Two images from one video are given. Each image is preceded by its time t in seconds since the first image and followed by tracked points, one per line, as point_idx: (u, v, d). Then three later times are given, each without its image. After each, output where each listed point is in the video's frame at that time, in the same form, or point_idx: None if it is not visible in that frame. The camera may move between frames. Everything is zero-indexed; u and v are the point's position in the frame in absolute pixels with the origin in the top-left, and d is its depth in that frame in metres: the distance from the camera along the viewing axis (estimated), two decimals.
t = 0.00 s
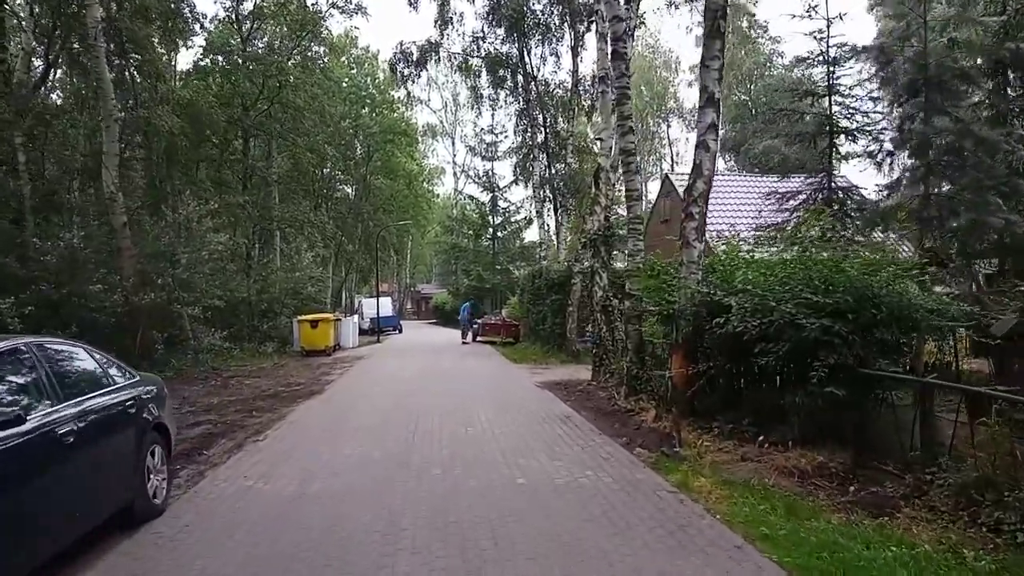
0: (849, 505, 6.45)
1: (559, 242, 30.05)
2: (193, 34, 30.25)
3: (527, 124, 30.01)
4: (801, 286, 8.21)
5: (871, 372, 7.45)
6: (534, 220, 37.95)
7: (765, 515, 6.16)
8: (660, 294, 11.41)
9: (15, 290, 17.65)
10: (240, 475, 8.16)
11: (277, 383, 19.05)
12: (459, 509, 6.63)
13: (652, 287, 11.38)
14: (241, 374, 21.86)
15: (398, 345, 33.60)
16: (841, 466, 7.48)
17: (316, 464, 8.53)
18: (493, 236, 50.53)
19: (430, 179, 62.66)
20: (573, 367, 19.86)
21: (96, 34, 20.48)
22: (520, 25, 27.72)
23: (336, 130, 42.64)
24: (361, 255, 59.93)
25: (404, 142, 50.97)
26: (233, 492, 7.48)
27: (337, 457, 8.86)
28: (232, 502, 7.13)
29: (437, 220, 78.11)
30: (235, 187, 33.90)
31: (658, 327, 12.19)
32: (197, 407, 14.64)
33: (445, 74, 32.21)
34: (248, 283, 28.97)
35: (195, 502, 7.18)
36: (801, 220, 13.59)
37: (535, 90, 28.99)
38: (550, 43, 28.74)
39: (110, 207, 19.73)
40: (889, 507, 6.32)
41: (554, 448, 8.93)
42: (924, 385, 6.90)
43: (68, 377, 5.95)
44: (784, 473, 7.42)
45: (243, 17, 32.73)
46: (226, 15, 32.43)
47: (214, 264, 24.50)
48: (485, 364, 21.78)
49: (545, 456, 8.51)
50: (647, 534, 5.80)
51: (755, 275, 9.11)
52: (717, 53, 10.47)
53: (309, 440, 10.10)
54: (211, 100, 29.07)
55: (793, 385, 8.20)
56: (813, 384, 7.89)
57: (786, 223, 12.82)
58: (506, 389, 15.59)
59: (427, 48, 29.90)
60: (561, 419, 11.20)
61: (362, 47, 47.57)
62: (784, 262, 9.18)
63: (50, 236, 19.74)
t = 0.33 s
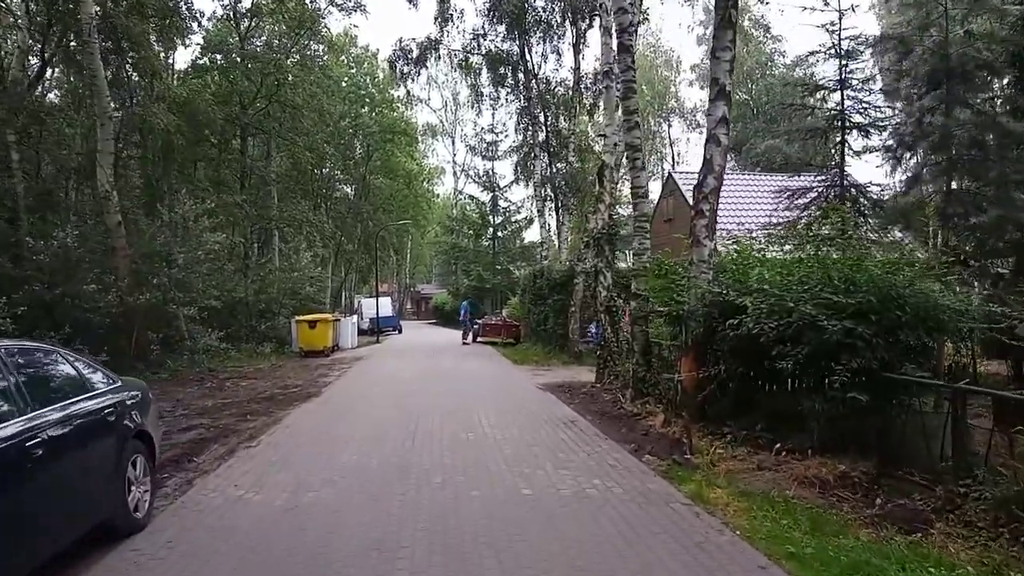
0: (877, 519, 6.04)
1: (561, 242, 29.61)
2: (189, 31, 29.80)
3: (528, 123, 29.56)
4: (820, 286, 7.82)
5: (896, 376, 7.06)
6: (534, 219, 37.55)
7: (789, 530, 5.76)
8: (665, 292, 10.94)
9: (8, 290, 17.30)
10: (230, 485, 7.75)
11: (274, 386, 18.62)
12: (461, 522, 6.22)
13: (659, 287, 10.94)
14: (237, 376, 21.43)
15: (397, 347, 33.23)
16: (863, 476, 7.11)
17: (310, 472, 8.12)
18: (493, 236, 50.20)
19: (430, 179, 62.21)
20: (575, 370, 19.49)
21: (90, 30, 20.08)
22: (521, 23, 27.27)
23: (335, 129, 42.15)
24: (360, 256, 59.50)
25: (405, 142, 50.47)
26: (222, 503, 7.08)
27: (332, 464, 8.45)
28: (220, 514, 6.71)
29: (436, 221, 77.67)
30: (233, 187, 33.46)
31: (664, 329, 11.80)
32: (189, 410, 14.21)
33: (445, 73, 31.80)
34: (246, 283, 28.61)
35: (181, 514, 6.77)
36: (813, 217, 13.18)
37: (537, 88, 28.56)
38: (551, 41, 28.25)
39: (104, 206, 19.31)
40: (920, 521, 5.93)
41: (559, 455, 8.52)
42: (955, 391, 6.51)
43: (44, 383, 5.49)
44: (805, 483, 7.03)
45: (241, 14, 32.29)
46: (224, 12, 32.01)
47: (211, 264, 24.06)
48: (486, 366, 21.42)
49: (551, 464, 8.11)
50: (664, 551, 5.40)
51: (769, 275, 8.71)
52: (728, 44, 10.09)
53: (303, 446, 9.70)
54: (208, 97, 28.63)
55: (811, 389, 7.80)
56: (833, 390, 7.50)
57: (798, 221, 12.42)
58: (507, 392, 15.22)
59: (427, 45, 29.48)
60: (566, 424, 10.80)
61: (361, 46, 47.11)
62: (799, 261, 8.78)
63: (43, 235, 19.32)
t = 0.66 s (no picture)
0: (903, 531, 5.66)
1: (558, 239, 29.19)
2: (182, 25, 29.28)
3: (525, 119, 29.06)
4: (836, 282, 7.41)
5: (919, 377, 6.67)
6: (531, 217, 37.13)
7: (811, 544, 5.37)
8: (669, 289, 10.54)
9: None
10: (213, 493, 7.32)
11: (265, 387, 18.15)
12: (458, 535, 5.80)
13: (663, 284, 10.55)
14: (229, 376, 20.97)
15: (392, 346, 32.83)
16: (883, 482, 6.73)
17: (298, 479, 7.71)
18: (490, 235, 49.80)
19: (426, 177, 61.74)
20: (573, 369, 19.10)
21: (80, 23, 19.54)
22: (519, 17, 26.79)
23: (330, 127, 41.65)
24: (355, 254, 59.02)
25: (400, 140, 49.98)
26: (204, 513, 6.66)
27: (323, 470, 8.02)
28: (200, 527, 6.27)
29: (432, 219, 77.21)
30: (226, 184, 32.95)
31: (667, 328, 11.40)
32: (177, 412, 13.76)
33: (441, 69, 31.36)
34: (238, 282, 28.15)
35: (159, 526, 6.34)
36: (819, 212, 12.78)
37: (534, 83, 28.06)
38: (549, 35, 27.79)
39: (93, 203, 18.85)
40: (950, 534, 5.55)
41: (561, 461, 8.11)
42: (984, 394, 6.13)
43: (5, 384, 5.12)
44: (823, 490, 6.63)
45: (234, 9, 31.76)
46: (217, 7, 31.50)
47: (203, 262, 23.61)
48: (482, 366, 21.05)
49: (552, 470, 7.71)
50: (677, 565, 5.02)
51: (780, 271, 8.31)
52: (736, 30, 9.69)
53: (292, 450, 9.28)
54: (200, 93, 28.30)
55: (827, 391, 7.41)
56: (851, 393, 7.10)
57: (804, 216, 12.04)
58: (505, 393, 14.82)
59: (423, 40, 29.02)
60: (567, 427, 10.41)
61: (356, 42, 46.61)
62: (812, 257, 8.38)
63: (30, 232, 18.86)
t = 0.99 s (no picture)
0: (932, 553, 5.25)
1: (557, 238, 28.76)
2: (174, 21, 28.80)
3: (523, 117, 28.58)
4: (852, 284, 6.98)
5: (944, 386, 6.25)
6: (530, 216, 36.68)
7: (834, 569, 4.95)
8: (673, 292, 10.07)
9: None
10: (192, 508, 6.90)
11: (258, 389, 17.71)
12: (450, 557, 5.36)
13: (666, 285, 10.14)
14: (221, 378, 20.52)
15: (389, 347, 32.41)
16: (905, 497, 6.33)
17: (283, 494, 7.27)
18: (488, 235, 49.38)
19: (424, 176, 61.29)
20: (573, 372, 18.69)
21: (68, 18, 19.06)
22: (518, 13, 26.32)
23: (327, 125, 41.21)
24: (352, 254, 58.58)
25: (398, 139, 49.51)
26: (180, 531, 6.24)
27: (310, 483, 7.58)
28: (175, 547, 5.82)
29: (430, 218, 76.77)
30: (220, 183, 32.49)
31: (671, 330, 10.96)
32: (164, 416, 13.33)
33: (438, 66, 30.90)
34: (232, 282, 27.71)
35: (131, 546, 5.91)
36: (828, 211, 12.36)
37: (532, 80, 27.57)
38: (548, 32, 27.34)
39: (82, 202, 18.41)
40: (982, 557, 5.14)
41: (562, 473, 7.67)
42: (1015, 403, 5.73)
43: None
44: (841, 506, 6.22)
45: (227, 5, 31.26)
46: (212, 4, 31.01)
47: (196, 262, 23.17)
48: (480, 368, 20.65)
49: (553, 483, 7.28)
50: None
51: (792, 272, 7.88)
52: (743, 20, 9.27)
53: (279, 460, 8.84)
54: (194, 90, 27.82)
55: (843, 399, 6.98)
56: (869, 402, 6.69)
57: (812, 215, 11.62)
58: (503, 397, 14.41)
59: (419, 37, 28.59)
60: (567, 434, 9.99)
61: (353, 40, 46.12)
62: (825, 257, 7.96)
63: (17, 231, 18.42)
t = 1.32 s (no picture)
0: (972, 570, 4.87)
1: (558, 238, 28.36)
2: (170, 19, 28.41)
3: (524, 116, 28.20)
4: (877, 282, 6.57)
5: (977, 391, 5.84)
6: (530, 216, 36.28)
7: None
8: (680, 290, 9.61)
9: None
10: (176, 519, 6.48)
11: (253, 391, 17.29)
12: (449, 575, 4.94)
13: (674, 283, 9.71)
14: (216, 380, 20.10)
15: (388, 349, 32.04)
16: (936, 509, 5.95)
17: (273, 503, 6.85)
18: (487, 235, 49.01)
19: (423, 176, 60.91)
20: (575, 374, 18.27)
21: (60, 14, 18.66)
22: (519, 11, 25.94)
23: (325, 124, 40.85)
24: (351, 255, 58.20)
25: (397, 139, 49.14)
26: (162, 544, 5.82)
27: (302, 492, 7.16)
28: (153, 563, 5.39)
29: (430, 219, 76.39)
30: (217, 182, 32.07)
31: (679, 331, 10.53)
32: (155, 420, 12.92)
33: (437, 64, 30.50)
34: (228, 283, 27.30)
35: (108, 561, 5.50)
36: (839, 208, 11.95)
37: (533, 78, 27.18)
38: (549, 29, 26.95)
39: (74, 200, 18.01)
40: None
41: (568, 482, 7.25)
42: None
43: None
44: (869, 518, 5.83)
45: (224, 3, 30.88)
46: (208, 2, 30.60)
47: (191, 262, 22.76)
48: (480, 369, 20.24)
49: (558, 493, 6.87)
50: None
51: (811, 269, 7.48)
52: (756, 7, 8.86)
53: (270, 467, 8.42)
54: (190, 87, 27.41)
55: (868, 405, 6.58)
56: (897, 408, 6.29)
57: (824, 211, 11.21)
58: (503, 399, 13.99)
59: (418, 35, 28.21)
60: (571, 439, 9.58)
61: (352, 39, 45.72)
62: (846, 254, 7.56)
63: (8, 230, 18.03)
